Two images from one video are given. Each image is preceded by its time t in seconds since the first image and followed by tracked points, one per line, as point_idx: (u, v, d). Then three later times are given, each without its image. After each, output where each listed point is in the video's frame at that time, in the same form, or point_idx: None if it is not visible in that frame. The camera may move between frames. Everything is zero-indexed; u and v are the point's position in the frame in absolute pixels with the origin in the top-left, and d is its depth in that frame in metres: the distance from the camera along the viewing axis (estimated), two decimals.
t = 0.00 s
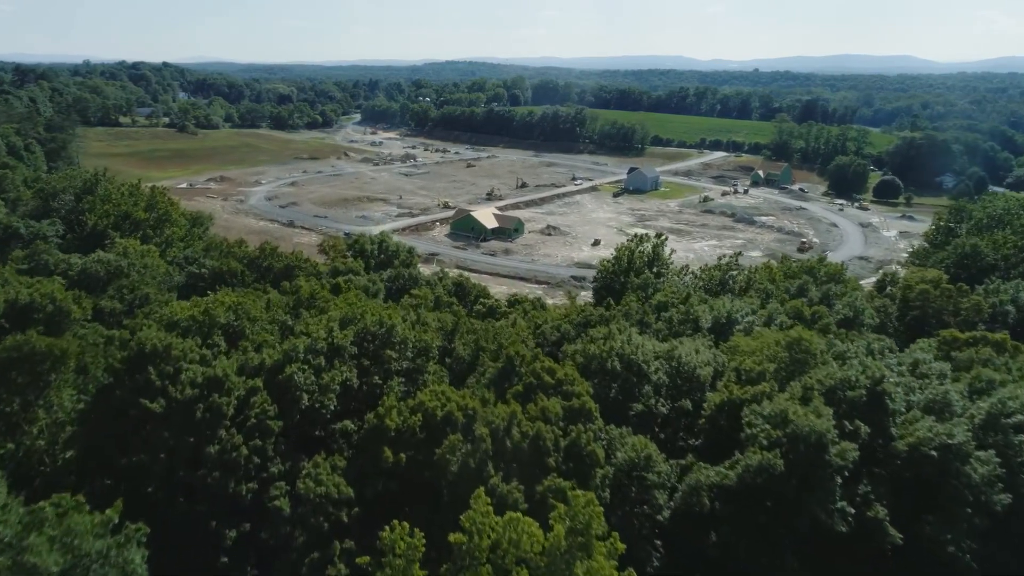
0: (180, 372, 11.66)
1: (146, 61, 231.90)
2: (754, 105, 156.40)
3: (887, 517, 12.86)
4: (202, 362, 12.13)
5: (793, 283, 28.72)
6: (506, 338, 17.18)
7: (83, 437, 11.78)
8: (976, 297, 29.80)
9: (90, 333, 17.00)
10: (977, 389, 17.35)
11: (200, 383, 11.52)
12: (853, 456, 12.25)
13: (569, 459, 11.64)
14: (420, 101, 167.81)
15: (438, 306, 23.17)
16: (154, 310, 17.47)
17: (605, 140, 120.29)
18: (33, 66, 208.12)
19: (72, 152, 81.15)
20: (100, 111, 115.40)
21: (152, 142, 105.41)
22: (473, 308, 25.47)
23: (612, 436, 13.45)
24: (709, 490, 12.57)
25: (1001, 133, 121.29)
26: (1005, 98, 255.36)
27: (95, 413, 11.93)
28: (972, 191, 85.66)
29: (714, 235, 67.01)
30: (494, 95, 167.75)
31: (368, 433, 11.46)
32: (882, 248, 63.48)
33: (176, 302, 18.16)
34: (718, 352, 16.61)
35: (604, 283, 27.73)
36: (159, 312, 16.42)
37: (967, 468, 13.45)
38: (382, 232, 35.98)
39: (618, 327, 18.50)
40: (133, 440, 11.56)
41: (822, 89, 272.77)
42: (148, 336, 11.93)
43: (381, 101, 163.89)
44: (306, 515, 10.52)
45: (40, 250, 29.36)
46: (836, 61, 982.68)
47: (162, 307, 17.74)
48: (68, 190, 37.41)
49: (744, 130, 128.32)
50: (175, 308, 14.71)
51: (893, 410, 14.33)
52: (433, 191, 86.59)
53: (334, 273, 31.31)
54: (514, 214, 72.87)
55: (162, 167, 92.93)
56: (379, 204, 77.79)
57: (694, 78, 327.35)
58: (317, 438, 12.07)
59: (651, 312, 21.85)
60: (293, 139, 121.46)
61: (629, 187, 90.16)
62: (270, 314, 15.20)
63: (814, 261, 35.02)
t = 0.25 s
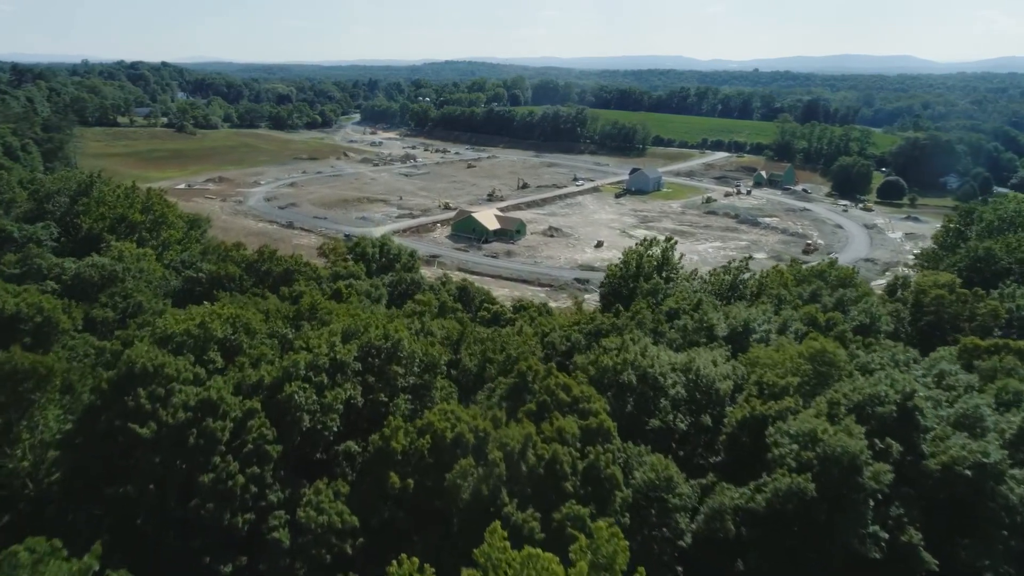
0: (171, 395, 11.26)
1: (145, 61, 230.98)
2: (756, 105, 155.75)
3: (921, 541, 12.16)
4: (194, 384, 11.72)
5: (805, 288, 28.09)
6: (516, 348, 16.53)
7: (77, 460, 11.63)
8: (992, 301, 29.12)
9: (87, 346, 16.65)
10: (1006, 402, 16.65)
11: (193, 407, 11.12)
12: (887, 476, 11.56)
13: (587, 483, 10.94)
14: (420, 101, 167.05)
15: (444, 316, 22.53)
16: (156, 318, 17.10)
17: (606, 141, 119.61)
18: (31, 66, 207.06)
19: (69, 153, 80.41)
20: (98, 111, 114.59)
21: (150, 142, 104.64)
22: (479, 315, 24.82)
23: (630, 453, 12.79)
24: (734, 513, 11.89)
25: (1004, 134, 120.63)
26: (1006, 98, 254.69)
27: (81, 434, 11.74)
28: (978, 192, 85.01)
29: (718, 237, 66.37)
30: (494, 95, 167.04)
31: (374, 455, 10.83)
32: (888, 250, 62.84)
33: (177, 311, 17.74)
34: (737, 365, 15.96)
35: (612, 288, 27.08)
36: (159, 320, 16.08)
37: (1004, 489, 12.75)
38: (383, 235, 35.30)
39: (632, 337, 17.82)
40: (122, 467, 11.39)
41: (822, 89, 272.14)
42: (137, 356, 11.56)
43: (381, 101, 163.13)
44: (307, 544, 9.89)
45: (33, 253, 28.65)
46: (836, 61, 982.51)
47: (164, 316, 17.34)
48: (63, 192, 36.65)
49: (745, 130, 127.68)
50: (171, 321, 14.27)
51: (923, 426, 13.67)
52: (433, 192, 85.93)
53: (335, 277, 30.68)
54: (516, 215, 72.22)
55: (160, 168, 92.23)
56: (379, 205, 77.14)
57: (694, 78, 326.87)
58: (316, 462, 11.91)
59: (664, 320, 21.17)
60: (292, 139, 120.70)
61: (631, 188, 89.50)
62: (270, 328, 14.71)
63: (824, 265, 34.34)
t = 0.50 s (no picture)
0: (161, 421, 10.95)
1: (143, 61, 230.01)
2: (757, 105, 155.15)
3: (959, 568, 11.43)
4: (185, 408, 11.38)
5: (817, 293, 27.41)
6: (527, 360, 15.86)
7: (57, 478, 11.30)
8: (1009, 306, 28.42)
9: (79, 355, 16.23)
10: None
11: (185, 434, 10.83)
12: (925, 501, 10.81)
13: (608, 510, 10.19)
14: (419, 100, 166.26)
15: (450, 323, 21.92)
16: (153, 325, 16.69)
17: (607, 141, 118.91)
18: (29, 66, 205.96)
19: (66, 153, 79.64)
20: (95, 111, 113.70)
21: (148, 142, 103.81)
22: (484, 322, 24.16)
23: (650, 473, 12.09)
24: (761, 540, 11.16)
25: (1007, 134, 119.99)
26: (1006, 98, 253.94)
27: (64, 460, 11.31)
28: (982, 193, 84.32)
29: (722, 238, 65.68)
30: (494, 95, 166.30)
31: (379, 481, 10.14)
32: (894, 252, 62.18)
33: (175, 319, 17.29)
34: (758, 376, 15.25)
35: (620, 294, 26.45)
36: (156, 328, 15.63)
37: None
38: (383, 238, 34.65)
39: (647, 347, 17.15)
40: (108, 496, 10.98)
41: (822, 89, 271.55)
42: (126, 377, 11.23)
43: (380, 101, 162.30)
44: None
45: (25, 257, 27.90)
46: (835, 60, 982.46)
47: (161, 323, 16.89)
48: (57, 194, 35.92)
49: (747, 130, 127.03)
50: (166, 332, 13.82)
51: (959, 443, 12.85)
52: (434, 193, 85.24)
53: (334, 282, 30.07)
54: (517, 216, 71.52)
55: (158, 168, 91.48)
56: (379, 206, 76.45)
57: (694, 78, 326.12)
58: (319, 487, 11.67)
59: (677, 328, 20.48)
60: (291, 139, 119.89)
61: (633, 189, 88.84)
62: (271, 340, 14.24)
63: (833, 268, 33.67)
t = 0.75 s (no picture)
0: (149, 451, 10.60)
1: (142, 61, 229.25)
2: (758, 104, 154.48)
3: None
4: (177, 435, 11.02)
5: (829, 298, 26.73)
6: (539, 374, 15.22)
7: (29, 502, 10.90)
8: None
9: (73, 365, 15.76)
10: None
11: (176, 466, 10.43)
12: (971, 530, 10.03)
13: (631, 542, 9.53)
14: (419, 100, 165.51)
15: (456, 333, 21.27)
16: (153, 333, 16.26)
17: (608, 141, 118.21)
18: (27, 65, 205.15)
19: (63, 154, 78.91)
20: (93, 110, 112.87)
21: (146, 143, 103.03)
22: (491, 331, 23.53)
23: (672, 496, 11.38)
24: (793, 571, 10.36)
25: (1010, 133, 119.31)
26: (1008, 98, 253.10)
27: (46, 491, 10.86)
28: (987, 193, 83.53)
29: (726, 240, 65.01)
30: (494, 95, 165.63)
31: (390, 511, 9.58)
32: (900, 254, 61.47)
33: (175, 328, 16.87)
34: (782, 391, 14.55)
35: (630, 300, 25.81)
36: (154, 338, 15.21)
37: None
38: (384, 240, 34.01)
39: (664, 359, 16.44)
40: (91, 532, 10.61)
41: (822, 89, 271.38)
42: (114, 404, 10.89)
43: (380, 101, 161.45)
44: None
45: (17, 261, 27.12)
46: (834, 60, 982.48)
47: (160, 332, 16.45)
48: (52, 196, 35.23)
49: (748, 130, 126.36)
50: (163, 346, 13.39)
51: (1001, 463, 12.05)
52: (434, 193, 84.54)
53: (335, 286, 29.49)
54: (519, 217, 70.85)
55: (156, 168, 90.78)
56: (379, 207, 75.76)
57: (694, 77, 325.16)
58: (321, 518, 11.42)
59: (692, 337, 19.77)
60: (291, 139, 119.12)
61: (635, 189, 88.15)
62: (272, 355, 13.80)
63: (844, 272, 32.94)
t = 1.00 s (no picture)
0: (137, 487, 10.19)
1: (140, 61, 228.35)
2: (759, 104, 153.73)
3: None
4: (168, 465, 10.62)
5: (843, 304, 26.03)
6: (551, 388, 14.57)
7: (10, 531, 10.62)
8: None
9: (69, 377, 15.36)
10: None
11: (165, 503, 10.05)
12: None
13: None
14: (419, 100, 164.71)
15: (464, 342, 20.59)
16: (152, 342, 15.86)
17: (610, 141, 117.44)
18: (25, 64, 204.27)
19: (60, 154, 78.05)
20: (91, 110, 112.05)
21: (144, 143, 102.24)
22: (496, 339, 22.86)
23: (696, 522, 10.67)
24: None
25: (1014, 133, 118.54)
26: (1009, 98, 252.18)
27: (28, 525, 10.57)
28: (993, 194, 82.75)
29: (730, 241, 64.31)
30: (494, 95, 164.84)
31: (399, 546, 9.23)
32: (907, 256, 60.72)
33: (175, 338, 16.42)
34: (807, 405, 13.87)
35: (639, 306, 25.15)
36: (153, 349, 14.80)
37: None
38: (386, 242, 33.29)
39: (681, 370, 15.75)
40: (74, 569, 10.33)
41: (823, 89, 270.64)
42: (103, 432, 10.52)
43: (380, 100, 160.61)
44: None
45: (9, 265, 26.43)
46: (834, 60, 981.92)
47: (158, 341, 15.98)
48: (46, 198, 34.43)
49: (751, 130, 125.61)
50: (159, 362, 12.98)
51: None
52: (435, 194, 83.82)
53: (336, 290, 28.80)
54: (520, 218, 70.14)
55: (155, 168, 89.96)
56: (379, 208, 75.03)
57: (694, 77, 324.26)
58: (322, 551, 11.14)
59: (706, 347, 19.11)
60: (290, 139, 118.32)
61: (638, 190, 87.39)
62: (273, 372, 13.34)
63: (856, 276, 32.22)
